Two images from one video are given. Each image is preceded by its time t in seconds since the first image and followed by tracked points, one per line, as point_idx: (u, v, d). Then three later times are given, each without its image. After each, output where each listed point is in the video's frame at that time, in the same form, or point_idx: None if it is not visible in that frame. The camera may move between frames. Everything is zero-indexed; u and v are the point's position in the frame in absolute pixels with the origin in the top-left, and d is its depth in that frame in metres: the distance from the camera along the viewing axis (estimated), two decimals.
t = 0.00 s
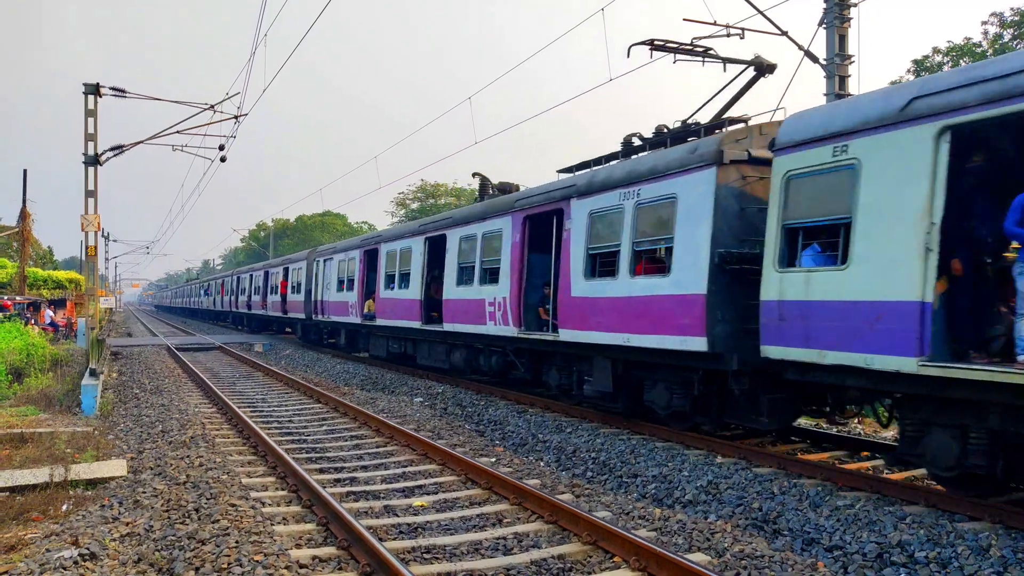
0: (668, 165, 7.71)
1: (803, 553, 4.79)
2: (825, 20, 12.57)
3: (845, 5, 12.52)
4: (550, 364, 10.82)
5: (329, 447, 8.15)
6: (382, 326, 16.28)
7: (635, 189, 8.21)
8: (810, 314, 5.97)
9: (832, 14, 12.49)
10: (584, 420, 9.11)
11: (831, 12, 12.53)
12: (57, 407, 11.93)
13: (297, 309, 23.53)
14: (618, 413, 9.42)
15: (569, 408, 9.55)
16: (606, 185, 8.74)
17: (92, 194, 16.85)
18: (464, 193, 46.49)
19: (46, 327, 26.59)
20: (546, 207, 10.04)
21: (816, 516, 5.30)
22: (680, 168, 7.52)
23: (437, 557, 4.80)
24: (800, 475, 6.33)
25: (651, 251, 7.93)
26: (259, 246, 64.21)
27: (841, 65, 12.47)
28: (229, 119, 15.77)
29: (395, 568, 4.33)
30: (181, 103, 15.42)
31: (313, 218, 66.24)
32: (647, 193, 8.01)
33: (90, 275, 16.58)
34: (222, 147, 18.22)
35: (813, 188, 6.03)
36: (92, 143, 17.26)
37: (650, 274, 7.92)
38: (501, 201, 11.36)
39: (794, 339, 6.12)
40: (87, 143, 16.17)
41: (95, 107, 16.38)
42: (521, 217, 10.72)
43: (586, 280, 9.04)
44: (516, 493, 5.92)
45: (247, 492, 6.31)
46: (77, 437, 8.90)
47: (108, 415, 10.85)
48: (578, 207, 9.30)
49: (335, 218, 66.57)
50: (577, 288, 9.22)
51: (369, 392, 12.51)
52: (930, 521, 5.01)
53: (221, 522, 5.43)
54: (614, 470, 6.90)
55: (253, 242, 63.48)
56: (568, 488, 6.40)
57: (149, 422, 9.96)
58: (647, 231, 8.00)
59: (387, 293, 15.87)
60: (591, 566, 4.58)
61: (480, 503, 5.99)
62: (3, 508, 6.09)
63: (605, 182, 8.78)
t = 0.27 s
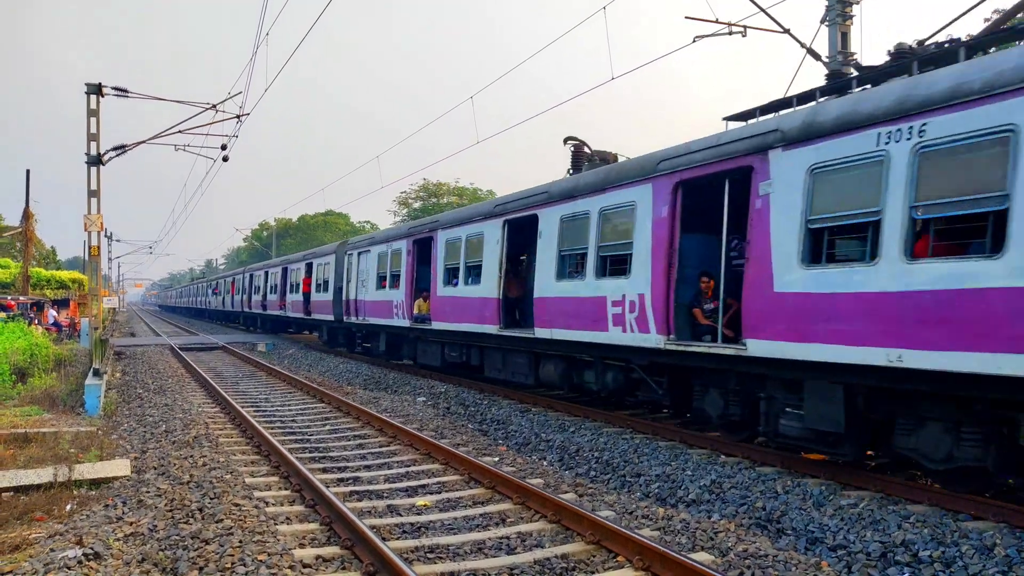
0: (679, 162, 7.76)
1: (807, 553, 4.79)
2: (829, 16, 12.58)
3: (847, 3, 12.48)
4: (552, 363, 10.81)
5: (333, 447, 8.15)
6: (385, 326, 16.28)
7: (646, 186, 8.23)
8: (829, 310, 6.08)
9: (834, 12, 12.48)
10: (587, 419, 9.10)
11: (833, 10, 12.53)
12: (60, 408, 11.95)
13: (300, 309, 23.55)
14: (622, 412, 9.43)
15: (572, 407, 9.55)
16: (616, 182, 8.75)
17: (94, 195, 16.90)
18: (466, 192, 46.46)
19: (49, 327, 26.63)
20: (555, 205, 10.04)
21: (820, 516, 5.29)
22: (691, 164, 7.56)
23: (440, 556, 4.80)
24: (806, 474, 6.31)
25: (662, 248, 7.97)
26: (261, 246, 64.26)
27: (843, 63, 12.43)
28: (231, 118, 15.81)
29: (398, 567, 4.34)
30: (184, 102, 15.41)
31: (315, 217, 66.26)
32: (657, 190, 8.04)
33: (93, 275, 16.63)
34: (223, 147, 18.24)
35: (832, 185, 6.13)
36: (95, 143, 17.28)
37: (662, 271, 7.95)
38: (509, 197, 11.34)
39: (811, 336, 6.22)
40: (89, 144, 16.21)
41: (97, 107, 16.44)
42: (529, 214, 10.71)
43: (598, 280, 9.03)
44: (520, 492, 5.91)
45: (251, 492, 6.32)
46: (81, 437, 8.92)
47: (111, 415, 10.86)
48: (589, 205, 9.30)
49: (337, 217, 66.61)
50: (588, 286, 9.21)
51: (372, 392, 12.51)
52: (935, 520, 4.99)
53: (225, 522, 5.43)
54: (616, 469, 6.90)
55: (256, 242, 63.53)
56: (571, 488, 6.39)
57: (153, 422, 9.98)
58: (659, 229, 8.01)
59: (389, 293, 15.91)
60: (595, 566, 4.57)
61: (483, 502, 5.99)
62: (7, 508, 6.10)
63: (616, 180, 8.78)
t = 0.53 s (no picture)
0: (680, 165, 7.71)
1: (808, 555, 4.78)
2: (829, 20, 12.60)
3: (846, 6, 12.50)
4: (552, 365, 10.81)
5: (333, 449, 8.15)
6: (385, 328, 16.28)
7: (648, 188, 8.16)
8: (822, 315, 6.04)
9: (834, 15, 12.50)
10: (588, 421, 9.10)
11: (833, 13, 12.55)
12: (60, 410, 11.95)
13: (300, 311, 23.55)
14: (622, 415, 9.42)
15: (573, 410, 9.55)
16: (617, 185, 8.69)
17: (95, 197, 16.92)
18: (466, 194, 46.50)
19: (50, 329, 26.65)
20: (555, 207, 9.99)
21: (820, 518, 5.29)
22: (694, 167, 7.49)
23: (440, 558, 4.80)
24: (806, 476, 6.31)
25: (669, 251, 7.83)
26: (261, 248, 64.28)
27: (843, 65, 12.44)
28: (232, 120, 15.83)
29: (398, 569, 4.34)
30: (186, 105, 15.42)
31: (316, 219, 66.31)
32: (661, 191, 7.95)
33: (94, 277, 16.65)
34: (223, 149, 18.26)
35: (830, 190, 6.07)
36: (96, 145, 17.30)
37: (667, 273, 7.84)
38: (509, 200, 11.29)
39: (807, 341, 6.16)
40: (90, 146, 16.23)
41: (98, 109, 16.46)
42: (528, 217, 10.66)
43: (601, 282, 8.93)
44: (520, 495, 5.91)
45: (251, 494, 6.33)
46: (81, 439, 8.92)
47: (112, 416, 10.86)
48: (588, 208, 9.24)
49: (337, 219, 66.65)
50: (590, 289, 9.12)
51: (372, 394, 12.51)
52: (935, 523, 4.99)
53: (225, 524, 5.43)
54: (616, 471, 6.89)
55: (256, 243, 63.59)
56: (572, 490, 6.38)
57: (154, 423, 9.99)
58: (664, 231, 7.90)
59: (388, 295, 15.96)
60: (595, 568, 4.57)
61: (483, 504, 5.99)
62: (7, 509, 6.10)
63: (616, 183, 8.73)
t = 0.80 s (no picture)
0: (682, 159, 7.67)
1: (807, 550, 4.79)
2: (831, 15, 12.56)
3: (848, 1, 12.46)
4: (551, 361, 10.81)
5: (333, 444, 8.16)
6: (385, 323, 16.30)
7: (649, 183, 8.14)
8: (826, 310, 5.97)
9: (836, 10, 12.46)
10: (587, 416, 9.10)
11: (835, 8, 12.51)
12: (60, 404, 11.95)
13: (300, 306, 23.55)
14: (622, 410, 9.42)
15: (573, 405, 9.55)
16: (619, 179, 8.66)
17: (95, 191, 16.90)
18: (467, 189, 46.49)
19: (50, 323, 26.66)
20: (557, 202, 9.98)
21: (819, 514, 5.29)
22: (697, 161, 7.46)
23: (440, 553, 4.80)
24: (805, 472, 6.32)
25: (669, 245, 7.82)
26: (261, 243, 64.26)
27: (844, 61, 12.40)
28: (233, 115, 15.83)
29: (397, 564, 4.34)
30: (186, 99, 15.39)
31: (316, 214, 66.28)
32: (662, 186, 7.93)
33: (94, 272, 16.65)
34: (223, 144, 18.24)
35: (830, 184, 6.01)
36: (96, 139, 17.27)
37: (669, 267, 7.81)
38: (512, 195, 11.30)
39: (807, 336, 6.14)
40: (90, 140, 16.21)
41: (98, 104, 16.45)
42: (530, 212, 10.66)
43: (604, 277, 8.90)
44: (519, 490, 5.91)
45: (250, 488, 6.33)
46: (81, 433, 8.92)
47: (112, 411, 10.87)
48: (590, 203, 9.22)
49: (337, 214, 66.61)
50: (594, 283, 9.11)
51: (372, 389, 12.51)
52: (934, 518, 5.00)
53: (225, 518, 5.44)
54: (616, 466, 6.90)
55: (257, 238, 63.59)
56: (571, 485, 6.39)
57: (154, 418, 9.99)
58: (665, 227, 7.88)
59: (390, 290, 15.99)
60: (594, 563, 4.57)
61: (483, 499, 5.99)
62: (7, 503, 6.11)
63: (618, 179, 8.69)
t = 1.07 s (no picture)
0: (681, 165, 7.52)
1: (809, 554, 4.78)
2: (833, 18, 12.55)
3: (850, 5, 12.47)
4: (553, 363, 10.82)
5: (335, 446, 8.16)
6: (388, 326, 16.32)
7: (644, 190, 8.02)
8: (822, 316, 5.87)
9: (838, 13, 12.46)
10: (589, 419, 9.09)
11: (837, 11, 12.50)
12: (64, 406, 11.98)
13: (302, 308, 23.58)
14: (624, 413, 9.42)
15: (576, 408, 9.54)
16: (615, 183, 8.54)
17: (99, 193, 16.95)
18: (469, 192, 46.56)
19: (54, 325, 26.72)
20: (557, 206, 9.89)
21: (822, 517, 5.28)
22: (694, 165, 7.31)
23: (442, 555, 4.80)
24: (807, 475, 6.30)
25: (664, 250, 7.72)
26: (264, 245, 64.35)
27: (846, 64, 12.41)
28: (236, 117, 15.87)
29: (399, 566, 4.34)
30: (190, 103, 15.43)
31: (319, 217, 66.37)
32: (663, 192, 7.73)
33: (97, 274, 16.68)
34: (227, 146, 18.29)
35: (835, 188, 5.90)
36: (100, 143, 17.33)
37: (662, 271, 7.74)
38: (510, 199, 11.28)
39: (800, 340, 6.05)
40: (94, 143, 16.28)
41: (102, 106, 16.51)
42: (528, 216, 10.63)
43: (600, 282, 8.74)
44: (521, 492, 5.90)
45: (252, 490, 6.33)
46: (84, 435, 8.94)
47: (116, 413, 10.89)
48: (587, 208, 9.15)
49: (340, 217, 66.69)
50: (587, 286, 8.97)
51: (374, 391, 12.51)
52: (937, 521, 4.99)
53: (227, 520, 5.44)
54: (618, 469, 6.89)
55: (260, 241, 63.69)
56: (573, 488, 6.38)
57: (156, 420, 10.01)
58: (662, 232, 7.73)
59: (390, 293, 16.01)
60: (596, 566, 4.56)
61: (485, 502, 5.99)
62: (11, 504, 6.12)
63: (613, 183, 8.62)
